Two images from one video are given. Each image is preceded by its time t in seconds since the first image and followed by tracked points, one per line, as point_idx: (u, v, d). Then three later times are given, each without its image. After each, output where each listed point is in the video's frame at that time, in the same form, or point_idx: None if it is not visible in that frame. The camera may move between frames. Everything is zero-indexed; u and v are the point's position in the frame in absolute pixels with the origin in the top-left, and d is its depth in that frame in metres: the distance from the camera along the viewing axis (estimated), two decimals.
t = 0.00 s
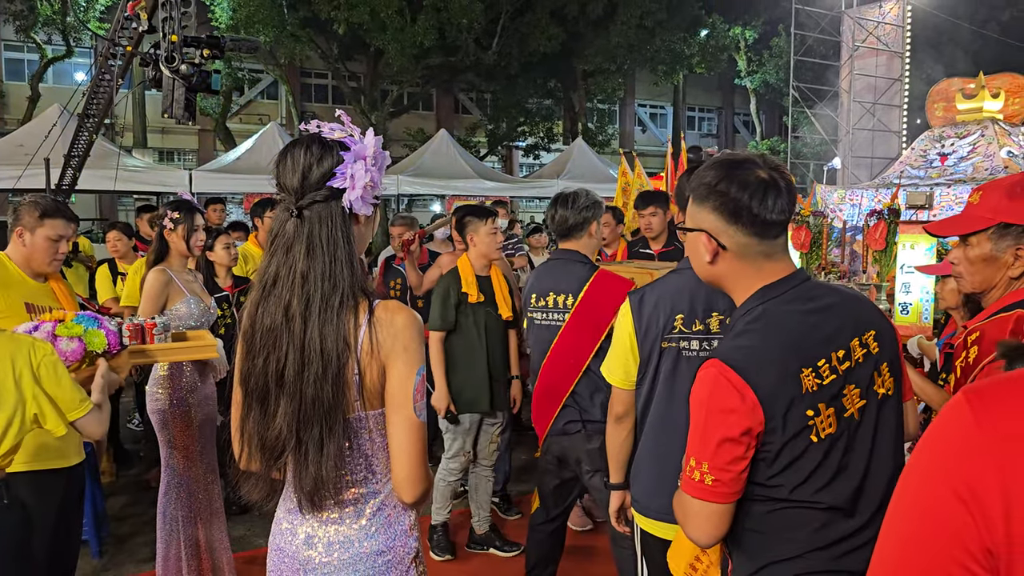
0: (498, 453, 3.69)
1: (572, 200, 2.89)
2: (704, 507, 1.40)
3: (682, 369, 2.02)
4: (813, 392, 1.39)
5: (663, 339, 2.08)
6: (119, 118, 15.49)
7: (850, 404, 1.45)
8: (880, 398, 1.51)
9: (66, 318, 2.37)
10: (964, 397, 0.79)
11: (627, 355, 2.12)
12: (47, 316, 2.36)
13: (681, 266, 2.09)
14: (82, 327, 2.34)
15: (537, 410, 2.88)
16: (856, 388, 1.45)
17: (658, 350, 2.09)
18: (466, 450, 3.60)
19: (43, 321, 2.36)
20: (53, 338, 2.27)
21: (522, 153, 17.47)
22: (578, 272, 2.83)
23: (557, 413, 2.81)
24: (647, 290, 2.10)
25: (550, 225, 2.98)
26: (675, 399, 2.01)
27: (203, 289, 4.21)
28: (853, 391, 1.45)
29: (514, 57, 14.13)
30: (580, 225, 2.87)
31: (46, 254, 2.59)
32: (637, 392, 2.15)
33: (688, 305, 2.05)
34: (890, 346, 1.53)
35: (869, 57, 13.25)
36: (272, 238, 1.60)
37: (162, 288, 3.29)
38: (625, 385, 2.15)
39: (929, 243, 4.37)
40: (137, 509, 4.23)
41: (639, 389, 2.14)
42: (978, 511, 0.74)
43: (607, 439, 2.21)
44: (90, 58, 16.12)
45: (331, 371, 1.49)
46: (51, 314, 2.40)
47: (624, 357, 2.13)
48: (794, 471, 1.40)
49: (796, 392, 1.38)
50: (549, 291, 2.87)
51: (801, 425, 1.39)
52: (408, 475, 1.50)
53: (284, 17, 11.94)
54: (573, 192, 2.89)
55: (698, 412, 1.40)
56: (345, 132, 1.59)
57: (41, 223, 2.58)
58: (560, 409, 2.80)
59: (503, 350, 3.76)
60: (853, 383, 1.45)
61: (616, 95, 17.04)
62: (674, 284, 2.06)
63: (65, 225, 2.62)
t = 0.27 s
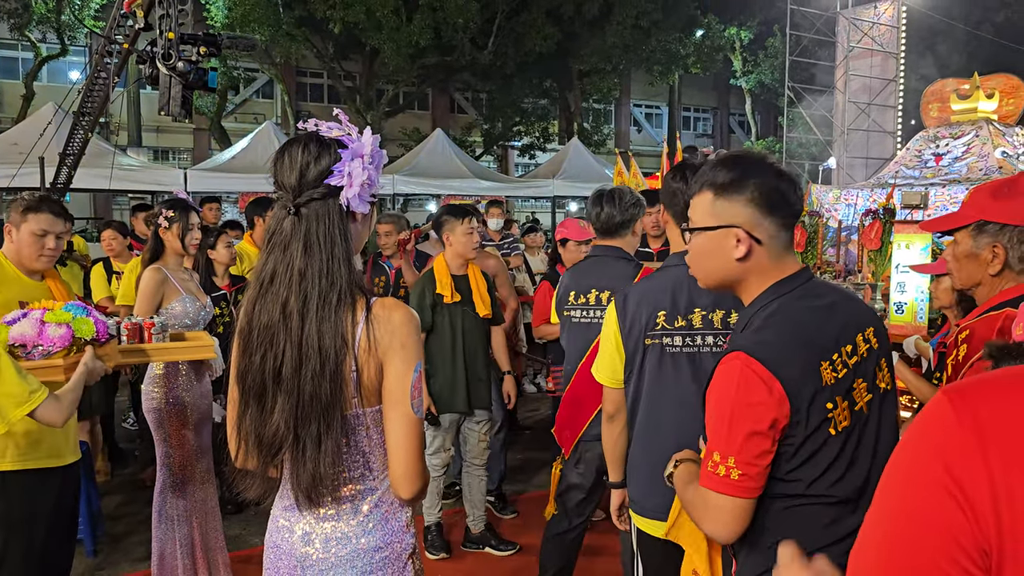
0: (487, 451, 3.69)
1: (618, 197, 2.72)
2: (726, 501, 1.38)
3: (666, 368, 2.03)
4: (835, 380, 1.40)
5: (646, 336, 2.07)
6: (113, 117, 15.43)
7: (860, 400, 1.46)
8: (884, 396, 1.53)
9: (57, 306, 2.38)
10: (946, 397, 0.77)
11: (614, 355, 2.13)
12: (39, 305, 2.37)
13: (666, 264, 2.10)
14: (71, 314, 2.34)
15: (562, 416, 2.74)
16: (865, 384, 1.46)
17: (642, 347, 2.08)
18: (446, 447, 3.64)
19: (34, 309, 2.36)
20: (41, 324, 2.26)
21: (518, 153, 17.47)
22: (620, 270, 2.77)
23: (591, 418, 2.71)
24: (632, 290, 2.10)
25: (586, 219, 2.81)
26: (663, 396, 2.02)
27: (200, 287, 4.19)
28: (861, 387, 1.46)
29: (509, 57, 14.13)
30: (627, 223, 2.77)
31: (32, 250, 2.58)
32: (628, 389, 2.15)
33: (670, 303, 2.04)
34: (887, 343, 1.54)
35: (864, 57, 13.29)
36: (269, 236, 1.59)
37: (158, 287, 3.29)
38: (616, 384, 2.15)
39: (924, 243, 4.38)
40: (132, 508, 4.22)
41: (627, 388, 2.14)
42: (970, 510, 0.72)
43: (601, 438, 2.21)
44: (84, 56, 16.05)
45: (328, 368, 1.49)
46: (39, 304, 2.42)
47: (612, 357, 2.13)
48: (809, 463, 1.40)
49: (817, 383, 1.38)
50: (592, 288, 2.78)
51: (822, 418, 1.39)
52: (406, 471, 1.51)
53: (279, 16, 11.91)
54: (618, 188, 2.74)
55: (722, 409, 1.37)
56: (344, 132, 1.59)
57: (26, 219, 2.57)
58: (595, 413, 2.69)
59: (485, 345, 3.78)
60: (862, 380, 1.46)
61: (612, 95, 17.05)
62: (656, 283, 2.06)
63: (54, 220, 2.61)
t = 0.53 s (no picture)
0: (479, 448, 3.70)
1: (637, 195, 2.69)
2: (769, 484, 1.29)
3: (666, 370, 2.03)
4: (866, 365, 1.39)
5: (647, 338, 2.07)
6: (102, 115, 15.35)
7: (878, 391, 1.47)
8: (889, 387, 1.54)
9: (47, 305, 2.33)
10: (936, 396, 0.80)
11: (614, 357, 2.12)
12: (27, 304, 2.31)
13: (664, 265, 2.14)
14: (64, 312, 2.32)
15: (573, 416, 2.64)
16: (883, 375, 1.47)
17: (642, 349, 2.08)
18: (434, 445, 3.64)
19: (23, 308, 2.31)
20: (36, 324, 2.23)
21: (510, 152, 17.46)
22: (637, 268, 2.74)
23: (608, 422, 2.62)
24: (630, 291, 2.13)
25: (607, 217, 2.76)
26: (663, 399, 2.02)
27: (193, 286, 4.17)
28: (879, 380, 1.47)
29: (501, 56, 14.12)
30: (643, 222, 2.74)
31: (30, 248, 2.56)
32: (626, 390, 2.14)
33: (669, 303, 2.06)
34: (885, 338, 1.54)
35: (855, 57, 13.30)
36: (261, 234, 1.58)
37: (148, 285, 3.27)
38: (614, 385, 2.14)
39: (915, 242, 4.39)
40: (123, 508, 4.19)
41: (627, 389, 2.13)
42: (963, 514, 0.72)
43: (602, 437, 2.21)
44: (73, 54, 15.95)
45: (322, 366, 1.48)
46: (31, 301, 2.35)
47: (611, 358, 2.13)
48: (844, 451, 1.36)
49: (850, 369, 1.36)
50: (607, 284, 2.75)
51: (859, 403, 1.36)
52: (399, 469, 1.50)
53: (270, 14, 11.86)
54: (638, 187, 2.70)
55: (771, 393, 1.30)
56: (339, 130, 1.59)
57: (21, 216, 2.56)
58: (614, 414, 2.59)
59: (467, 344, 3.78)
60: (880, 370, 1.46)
61: (603, 95, 17.07)
62: (653, 283, 2.10)
63: (48, 217, 2.61)
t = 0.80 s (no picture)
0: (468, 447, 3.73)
1: (630, 195, 2.69)
2: (808, 480, 1.25)
3: (684, 369, 2.05)
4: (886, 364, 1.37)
5: (664, 336, 2.08)
6: (92, 113, 15.27)
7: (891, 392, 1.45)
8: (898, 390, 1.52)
9: (47, 303, 2.31)
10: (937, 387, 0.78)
11: (630, 353, 2.13)
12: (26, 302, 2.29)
13: (681, 263, 2.16)
14: (63, 310, 2.30)
15: (574, 420, 2.63)
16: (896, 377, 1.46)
17: (659, 348, 2.09)
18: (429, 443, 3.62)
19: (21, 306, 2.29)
20: (38, 323, 2.20)
21: (502, 152, 17.47)
22: (636, 270, 2.75)
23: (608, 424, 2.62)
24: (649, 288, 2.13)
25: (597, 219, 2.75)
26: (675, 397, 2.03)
27: (186, 285, 4.16)
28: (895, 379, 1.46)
29: (493, 55, 14.13)
30: (636, 221, 2.72)
31: (24, 243, 2.55)
32: (639, 388, 2.13)
33: (687, 301, 2.09)
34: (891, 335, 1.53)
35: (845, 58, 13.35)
36: (256, 232, 1.57)
37: (138, 283, 3.25)
38: (628, 382, 2.13)
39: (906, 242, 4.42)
40: (113, 507, 4.17)
41: (641, 386, 2.12)
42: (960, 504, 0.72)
43: (613, 435, 2.20)
44: (62, 52, 15.86)
45: (319, 362, 1.48)
46: (29, 300, 2.34)
47: (627, 355, 2.13)
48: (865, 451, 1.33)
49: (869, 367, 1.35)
50: (602, 288, 2.75)
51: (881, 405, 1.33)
52: (395, 464, 1.50)
53: (261, 12, 11.82)
54: (632, 186, 2.71)
55: (810, 390, 1.25)
56: (335, 128, 1.58)
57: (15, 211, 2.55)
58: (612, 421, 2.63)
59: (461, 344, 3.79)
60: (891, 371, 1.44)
61: (595, 94, 17.11)
62: (675, 278, 2.12)
63: (41, 213, 2.60)
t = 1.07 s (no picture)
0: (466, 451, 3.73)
1: (615, 196, 2.69)
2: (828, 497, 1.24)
3: (703, 370, 2.07)
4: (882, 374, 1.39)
5: (686, 337, 2.09)
6: (85, 113, 15.21)
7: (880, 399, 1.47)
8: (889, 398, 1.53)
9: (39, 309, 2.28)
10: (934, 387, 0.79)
11: (650, 354, 2.14)
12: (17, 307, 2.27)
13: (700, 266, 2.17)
14: (56, 316, 2.28)
15: (569, 426, 2.64)
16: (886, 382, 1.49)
17: (681, 348, 2.10)
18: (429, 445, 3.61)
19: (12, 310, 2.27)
20: (29, 330, 2.18)
21: (496, 153, 17.47)
22: (623, 271, 2.71)
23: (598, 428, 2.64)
24: (671, 287, 2.13)
25: (581, 219, 2.77)
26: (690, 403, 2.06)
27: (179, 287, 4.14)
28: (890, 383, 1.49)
29: (489, 56, 14.13)
30: (621, 223, 2.72)
31: (20, 243, 2.54)
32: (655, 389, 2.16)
33: (709, 302, 2.10)
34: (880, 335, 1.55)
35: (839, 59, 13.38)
36: (258, 234, 1.57)
37: (133, 284, 3.25)
38: (645, 383, 2.16)
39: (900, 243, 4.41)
40: (108, 509, 4.15)
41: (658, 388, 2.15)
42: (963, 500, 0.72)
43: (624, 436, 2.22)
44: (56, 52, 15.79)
45: (322, 363, 1.48)
46: (20, 305, 2.30)
47: (646, 355, 2.14)
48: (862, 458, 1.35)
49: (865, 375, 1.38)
50: (590, 290, 2.72)
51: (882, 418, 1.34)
52: (397, 465, 1.51)
53: (256, 12, 11.79)
54: (617, 187, 2.69)
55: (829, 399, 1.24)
56: (335, 131, 1.58)
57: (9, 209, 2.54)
58: (602, 424, 2.64)
59: (463, 345, 3.80)
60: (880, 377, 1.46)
61: (589, 95, 17.11)
62: (694, 280, 2.13)
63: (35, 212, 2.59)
